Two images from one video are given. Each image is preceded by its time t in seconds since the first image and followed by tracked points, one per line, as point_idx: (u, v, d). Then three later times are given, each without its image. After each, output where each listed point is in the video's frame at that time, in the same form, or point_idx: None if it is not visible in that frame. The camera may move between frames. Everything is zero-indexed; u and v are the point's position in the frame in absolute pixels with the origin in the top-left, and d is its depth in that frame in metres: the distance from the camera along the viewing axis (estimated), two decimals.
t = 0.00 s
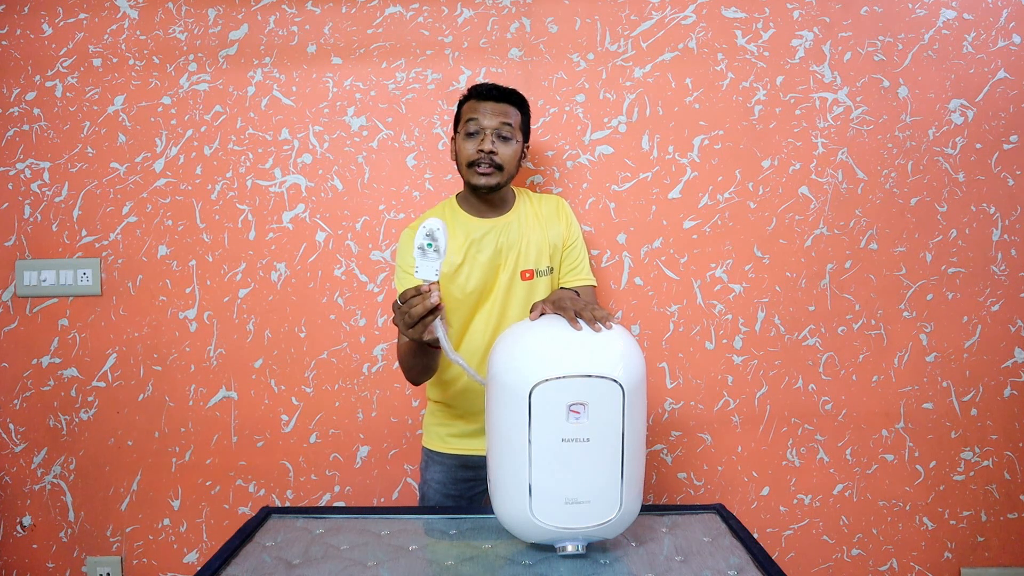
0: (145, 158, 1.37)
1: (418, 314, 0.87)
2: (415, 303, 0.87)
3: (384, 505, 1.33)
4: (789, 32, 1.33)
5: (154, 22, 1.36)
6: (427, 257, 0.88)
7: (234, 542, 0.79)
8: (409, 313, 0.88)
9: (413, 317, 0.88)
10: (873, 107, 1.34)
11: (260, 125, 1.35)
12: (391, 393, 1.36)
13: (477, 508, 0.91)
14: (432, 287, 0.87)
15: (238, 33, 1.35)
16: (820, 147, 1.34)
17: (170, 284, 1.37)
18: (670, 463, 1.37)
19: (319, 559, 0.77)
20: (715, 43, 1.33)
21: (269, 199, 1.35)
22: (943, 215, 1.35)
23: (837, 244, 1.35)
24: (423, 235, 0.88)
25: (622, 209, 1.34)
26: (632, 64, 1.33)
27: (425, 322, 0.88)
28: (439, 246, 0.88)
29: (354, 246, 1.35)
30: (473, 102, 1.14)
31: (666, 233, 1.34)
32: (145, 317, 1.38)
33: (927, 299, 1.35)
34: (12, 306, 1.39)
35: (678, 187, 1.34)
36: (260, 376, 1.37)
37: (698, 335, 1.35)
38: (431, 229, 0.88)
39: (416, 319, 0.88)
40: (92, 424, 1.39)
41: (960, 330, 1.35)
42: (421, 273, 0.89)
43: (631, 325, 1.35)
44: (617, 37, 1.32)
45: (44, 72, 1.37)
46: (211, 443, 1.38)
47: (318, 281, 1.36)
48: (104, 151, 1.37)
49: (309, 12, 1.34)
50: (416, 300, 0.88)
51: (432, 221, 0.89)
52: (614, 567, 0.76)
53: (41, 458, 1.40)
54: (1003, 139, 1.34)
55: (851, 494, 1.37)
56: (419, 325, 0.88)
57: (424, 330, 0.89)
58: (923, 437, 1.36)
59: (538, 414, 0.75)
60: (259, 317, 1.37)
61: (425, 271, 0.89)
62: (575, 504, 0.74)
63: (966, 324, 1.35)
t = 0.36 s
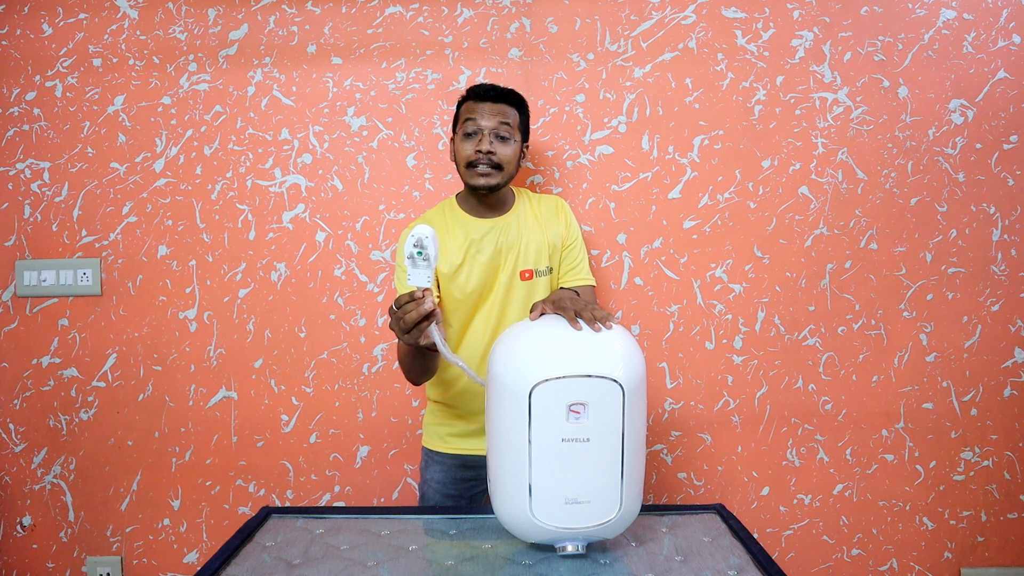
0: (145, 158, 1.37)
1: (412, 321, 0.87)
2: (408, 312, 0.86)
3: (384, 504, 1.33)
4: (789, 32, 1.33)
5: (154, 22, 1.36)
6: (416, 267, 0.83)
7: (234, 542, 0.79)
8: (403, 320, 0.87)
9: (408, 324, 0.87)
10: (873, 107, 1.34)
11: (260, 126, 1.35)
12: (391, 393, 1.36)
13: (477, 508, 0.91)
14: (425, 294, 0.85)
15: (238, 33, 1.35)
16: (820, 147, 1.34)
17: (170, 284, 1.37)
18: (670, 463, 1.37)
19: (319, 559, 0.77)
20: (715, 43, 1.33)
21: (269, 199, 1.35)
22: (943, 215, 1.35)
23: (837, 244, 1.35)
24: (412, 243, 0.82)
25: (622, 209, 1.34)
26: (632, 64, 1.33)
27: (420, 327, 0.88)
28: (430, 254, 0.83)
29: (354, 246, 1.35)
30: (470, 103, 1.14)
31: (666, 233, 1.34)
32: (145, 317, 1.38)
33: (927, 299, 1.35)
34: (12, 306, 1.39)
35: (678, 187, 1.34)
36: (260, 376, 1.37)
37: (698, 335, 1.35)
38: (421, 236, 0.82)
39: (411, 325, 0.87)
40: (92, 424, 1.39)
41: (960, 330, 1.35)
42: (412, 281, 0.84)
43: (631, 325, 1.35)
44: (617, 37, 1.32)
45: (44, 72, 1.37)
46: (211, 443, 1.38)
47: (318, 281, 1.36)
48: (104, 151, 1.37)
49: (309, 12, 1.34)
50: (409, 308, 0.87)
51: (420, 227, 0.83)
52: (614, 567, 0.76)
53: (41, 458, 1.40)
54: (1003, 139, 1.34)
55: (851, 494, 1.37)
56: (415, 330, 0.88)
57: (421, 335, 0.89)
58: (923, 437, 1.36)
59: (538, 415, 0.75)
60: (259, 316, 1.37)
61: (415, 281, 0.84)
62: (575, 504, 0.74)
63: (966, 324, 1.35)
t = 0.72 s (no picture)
0: (145, 158, 1.37)
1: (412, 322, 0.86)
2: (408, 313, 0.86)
3: (384, 504, 1.33)
4: (789, 32, 1.33)
5: (154, 22, 1.36)
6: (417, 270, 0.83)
7: (234, 542, 0.79)
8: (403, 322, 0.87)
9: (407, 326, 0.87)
10: (873, 107, 1.34)
11: (260, 126, 1.35)
12: (390, 393, 1.36)
13: (477, 508, 0.91)
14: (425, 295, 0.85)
15: (238, 33, 1.35)
16: (820, 147, 1.34)
17: (170, 284, 1.37)
18: (670, 463, 1.37)
19: (319, 559, 0.77)
20: (715, 43, 1.33)
21: (269, 199, 1.35)
22: (943, 215, 1.34)
23: (837, 244, 1.35)
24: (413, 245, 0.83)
25: (622, 209, 1.34)
26: (632, 64, 1.33)
27: (419, 328, 0.88)
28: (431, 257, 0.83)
29: (354, 246, 1.35)
30: (470, 103, 1.14)
31: (665, 233, 1.34)
32: (145, 317, 1.38)
33: (927, 299, 1.35)
34: (12, 306, 1.39)
35: (678, 187, 1.34)
36: (260, 376, 1.37)
37: (698, 335, 1.35)
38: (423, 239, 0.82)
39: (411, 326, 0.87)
40: (92, 424, 1.39)
41: (960, 330, 1.35)
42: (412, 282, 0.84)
43: (631, 325, 1.35)
44: (617, 37, 1.32)
45: (43, 72, 1.37)
46: (211, 443, 1.38)
47: (318, 281, 1.36)
48: (104, 151, 1.37)
49: (309, 12, 1.34)
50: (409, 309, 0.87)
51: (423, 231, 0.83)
52: (614, 567, 0.76)
53: (41, 458, 1.40)
54: (1003, 139, 1.34)
55: (851, 494, 1.37)
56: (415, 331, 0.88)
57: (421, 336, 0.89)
58: (923, 437, 1.36)
59: (538, 414, 0.75)
60: (259, 316, 1.37)
61: (416, 283, 0.84)
62: (575, 504, 0.74)
63: (967, 324, 1.35)
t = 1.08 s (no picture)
0: (145, 158, 1.37)
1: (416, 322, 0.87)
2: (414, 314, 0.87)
3: (384, 504, 1.33)
4: (789, 32, 1.33)
5: (154, 22, 1.36)
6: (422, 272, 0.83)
7: (234, 542, 0.79)
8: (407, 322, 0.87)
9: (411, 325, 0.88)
10: (873, 107, 1.34)
11: (260, 126, 1.35)
12: (391, 393, 1.36)
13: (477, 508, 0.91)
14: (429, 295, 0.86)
15: (238, 33, 1.35)
16: (820, 147, 1.34)
17: (170, 284, 1.37)
18: (670, 463, 1.37)
19: (319, 560, 0.77)
20: (715, 43, 1.33)
21: (269, 199, 1.35)
22: (943, 215, 1.34)
23: (837, 244, 1.35)
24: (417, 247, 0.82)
25: (622, 209, 1.34)
26: (632, 64, 1.33)
27: (423, 328, 0.88)
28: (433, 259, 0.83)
29: (354, 246, 1.35)
30: (472, 102, 1.14)
31: (665, 233, 1.34)
32: (145, 317, 1.38)
33: (927, 299, 1.35)
34: (12, 306, 1.39)
35: (678, 187, 1.34)
36: (260, 376, 1.37)
37: (698, 335, 1.35)
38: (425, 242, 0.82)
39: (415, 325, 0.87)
40: (92, 425, 1.39)
41: (960, 330, 1.35)
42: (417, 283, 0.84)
43: (631, 325, 1.35)
44: (617, 37, 1.32)
45: (43, 72, 1.37)
46: (211, 443, 1.38)
47: (318, 281, 1.36)
48: (104, 151, 1.37)
49: (309, 12, 1.34)
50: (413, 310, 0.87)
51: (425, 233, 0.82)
52: (614, 567, 0.76)
53: (41, 458, 1.40)
54: (1003, 139, 1.34)
55: (851, 494, 1.37)
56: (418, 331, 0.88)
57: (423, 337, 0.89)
58: (923, 437, 1.36)
59: (538, 414, 0.75)
60: (259, 316, 1.37)
61: (419, 286, 0.84)
62: (575, 504, 0.74)
63: (967, 324, 1.35)
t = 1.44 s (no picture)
0: (145, 158, 1.37)
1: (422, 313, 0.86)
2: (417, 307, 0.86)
3: (384, 504, 1.33)
4: (789, 32, 1.33)
5: (154, 22, 1.36)
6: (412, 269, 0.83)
7: (234, 542, 0.79)
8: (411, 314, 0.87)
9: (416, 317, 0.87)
10: (873, 107, 1.34)
11: (260, 126, 1.35)
12: (391, 393, 1.36)
13: (477, 508, 0.91)
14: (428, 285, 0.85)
15: (238, 33, 1.35)
16: (820, 147, 1.34)
17: (170, 284, 1.37)
18: (670, 463, 1.37)
19: (319, 560, 0.77)
20: (715, 43, 1.33)
21: (269, 199, 1.35)
22: (943, 215, 1.34)
23: (837, 244, 1.35)
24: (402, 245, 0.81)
25: (622, 209, 1.34)
26: (632, 64, 1.33)
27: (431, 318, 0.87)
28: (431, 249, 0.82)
29: (354, 246, 1.35)
30: (482, 100, 1.15)
31: (665, 233, 1.34)
32: (146, 317, 1.38)
33: (927, 299, 1.35)
34: (12, 306, 1.39)
35: (678, 187, 1.34)
36: (260, 376, 1.37)
37: (698, 335, 1.35)
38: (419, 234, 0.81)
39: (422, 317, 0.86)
40: (92, 425, 1.39)
41: (960, 330, 1.35)
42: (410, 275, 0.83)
43: (631, 325, 1.35)
44: (617, 37, 1.32)
45: (43, 72, 1.37)
46: (211, 443, 1.38)
47: (318, 281, 1.36)
48: (104, 152, 1.37)
49: (309, 12, 1.34)
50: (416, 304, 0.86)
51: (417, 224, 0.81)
52: (614, 567, 0.76)
53: (41, 458, 1.40)
54: (1003, 139, 1.34)
55: (851, 494, 1.37)
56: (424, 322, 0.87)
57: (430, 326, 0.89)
58: (923, 437, 1.36)
59: (538, 415, 0.75)
60: (259, 316, 1.37)
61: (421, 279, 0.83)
62: (575, 504, 0.74)
63: (967, 324, 1.35)
